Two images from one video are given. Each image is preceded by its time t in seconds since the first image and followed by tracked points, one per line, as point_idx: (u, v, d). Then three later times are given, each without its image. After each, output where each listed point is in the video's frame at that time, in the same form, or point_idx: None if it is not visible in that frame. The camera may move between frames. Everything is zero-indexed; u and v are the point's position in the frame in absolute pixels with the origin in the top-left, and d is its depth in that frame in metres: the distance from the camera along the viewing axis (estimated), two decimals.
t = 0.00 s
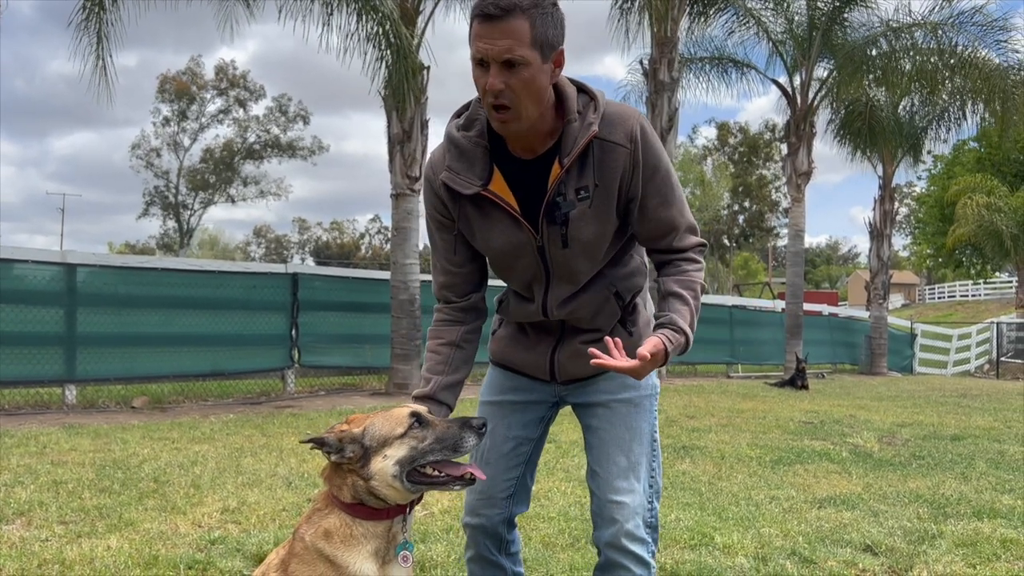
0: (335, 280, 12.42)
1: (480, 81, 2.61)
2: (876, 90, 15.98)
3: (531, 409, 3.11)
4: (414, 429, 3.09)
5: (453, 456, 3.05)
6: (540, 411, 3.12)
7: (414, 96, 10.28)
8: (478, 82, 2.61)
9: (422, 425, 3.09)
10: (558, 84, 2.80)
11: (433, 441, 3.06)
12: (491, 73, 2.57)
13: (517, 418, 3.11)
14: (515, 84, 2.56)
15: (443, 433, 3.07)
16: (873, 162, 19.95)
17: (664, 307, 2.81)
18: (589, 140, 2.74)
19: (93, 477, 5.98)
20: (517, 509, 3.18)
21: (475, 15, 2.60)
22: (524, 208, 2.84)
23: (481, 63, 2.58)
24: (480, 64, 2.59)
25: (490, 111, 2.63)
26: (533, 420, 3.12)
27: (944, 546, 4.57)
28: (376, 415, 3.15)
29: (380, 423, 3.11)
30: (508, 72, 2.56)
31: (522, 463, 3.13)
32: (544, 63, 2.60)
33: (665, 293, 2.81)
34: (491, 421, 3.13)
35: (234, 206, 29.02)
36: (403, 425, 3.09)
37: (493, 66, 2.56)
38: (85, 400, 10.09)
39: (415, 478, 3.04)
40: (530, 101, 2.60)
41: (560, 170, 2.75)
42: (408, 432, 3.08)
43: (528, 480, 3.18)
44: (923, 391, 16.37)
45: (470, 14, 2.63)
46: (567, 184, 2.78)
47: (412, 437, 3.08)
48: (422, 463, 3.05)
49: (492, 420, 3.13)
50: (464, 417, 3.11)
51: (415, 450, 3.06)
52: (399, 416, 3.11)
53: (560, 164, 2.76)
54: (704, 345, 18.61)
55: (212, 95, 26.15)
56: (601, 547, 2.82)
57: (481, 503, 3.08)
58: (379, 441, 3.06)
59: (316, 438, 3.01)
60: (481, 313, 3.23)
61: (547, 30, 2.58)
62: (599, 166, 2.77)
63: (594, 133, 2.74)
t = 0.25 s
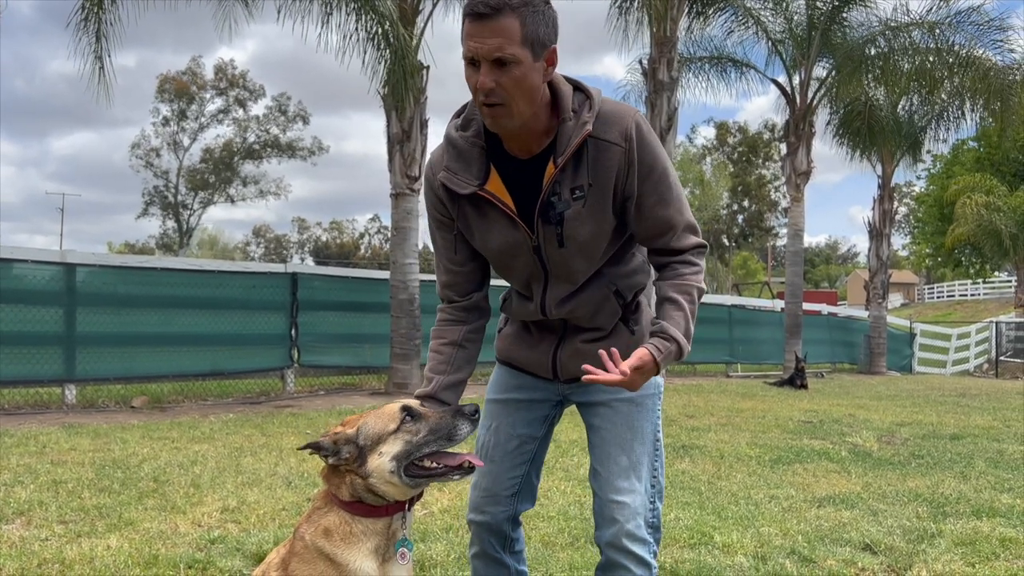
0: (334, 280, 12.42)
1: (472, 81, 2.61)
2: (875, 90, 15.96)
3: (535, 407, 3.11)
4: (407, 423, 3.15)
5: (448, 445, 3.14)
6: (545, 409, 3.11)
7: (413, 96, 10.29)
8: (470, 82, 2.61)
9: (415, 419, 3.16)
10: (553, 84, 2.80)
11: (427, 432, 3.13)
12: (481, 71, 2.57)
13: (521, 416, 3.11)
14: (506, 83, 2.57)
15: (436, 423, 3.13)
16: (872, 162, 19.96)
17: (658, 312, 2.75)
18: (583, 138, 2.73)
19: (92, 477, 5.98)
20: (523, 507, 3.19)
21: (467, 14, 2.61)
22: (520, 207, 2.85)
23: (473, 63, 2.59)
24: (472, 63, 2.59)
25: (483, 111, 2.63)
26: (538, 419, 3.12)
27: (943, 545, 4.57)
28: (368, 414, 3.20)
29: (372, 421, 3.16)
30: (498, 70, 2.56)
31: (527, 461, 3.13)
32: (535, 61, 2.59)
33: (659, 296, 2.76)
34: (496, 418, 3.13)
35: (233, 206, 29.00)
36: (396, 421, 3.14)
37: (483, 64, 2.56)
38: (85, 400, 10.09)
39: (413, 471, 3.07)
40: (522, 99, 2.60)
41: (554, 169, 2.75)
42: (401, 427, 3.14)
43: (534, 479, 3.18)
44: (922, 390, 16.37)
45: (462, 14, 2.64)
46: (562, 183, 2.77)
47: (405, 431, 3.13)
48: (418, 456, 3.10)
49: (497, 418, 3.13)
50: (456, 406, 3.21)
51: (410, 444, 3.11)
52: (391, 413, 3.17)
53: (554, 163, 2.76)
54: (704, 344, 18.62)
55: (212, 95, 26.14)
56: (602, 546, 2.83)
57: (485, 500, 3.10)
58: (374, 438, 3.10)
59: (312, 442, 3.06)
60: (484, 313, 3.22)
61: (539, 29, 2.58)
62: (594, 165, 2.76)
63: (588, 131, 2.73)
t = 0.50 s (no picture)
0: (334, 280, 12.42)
1: (475, 76, 2.60)
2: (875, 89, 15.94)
3: (535, 405, 3.11)
4: (398, 419, 3.17)
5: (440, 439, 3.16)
6: (545, 407, 3.12)
7: (413, 96, 10.29)
8: (473, 77, 2.61)
9: (406, 415, 3.18)
10: (550, 81, 2.79)
11: (419, 427, 3.15)
12: (488, 67, 2.57)
13: (522, 415, 3.12)
14: (512, 78, 2.57)
15: (427, 418, 3.16)
16: (871, 161, 19.98)
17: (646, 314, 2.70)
18: (577, 138, 2.72)
19: (93, 476, 5.98)
20: (524, 505, 3.19)
21: (468, 11, 2.61)
22: (517, 207, 2.85)
23: (474, 58, 2.59)
24: (473, 58, 2.59)
25: (485, 107, 2.63)
26: (538, 417, 3.12)
27: (942, 543, 4.58)
28: (360, 413, 3.23)
29: (365, 419, 3.19)
30: (503, 65, 2.56)
31: (528, 459, 3.14)
32: (537, 56, 2.60)
33: (647, 299, 2.70)
34: (496, 417, 3.15)
35: (233, 206, 28.99)
36: (387, 417, 3.17)
37: (489, 59, 2.56)
38: (85, 400, 10.10)
39: (407, 466, 3.09)
40: (526, 93, 2.60)
41: (550, 169, 2.74)
42: (393, 423, 3.16)
43: (535, 477, 3.18)
44: (922, 389, 16.38)
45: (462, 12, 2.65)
46: (557, 183, 2.77)
47: (397, 427, 3.16)
48: (411, 451, 3.12)
49: (497, 417, 3.15)
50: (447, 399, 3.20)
51: (402, 439, 3.13)
52: (382, 410, 3.19)
53: (550, 163, 2.76)
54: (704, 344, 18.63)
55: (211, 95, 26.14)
56: (600, 545, 2.84)
57: (486, 499, 3.11)
58: (367, 435, 3.12)
59: (307, 441, 3.07)
60: (484, 310, 3.21)
61: (540, 23, 2.59)
62: (590, 165, 2.75)
63: (583, 130, 2.71)
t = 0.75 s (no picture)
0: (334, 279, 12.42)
1: (511, 64, 2.57)
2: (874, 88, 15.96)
3: (533, 407, 3.12)
4: (397, 419, 3.18)
5: (439, 438, 3.17)
6: (543, 409, 3.13)
7: (413, 96, 10.29)
8: (508, 65, 2.58)
9: (405, 415, 3.19)
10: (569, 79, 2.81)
11: (418, 427, 3.17)
12: (528, 53, 2.55)
13: (520, 416, 3.13)
14: (549, 65, 2.56)
15: (426, 417, 3.17)
16: (871, 161, 19.98)
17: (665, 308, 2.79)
18: (599, 136, 2.74)
19: (93, 477, 5.99)
20: (521, 506, 3.20)
21: None
22: (530, 204, 2.85)
23: (512, 46, 2.56)
24: (511, 46, 2.56)
25: (518, 98, 2.60)
26: (536, 419, 3.14)
27: (942, 542, 4.59)
28: (360, 413, 3.23)
29: (364, 419, 3.19)
30: (542, 53, 2.56)
31: (525, 461, 3.15)
32: (569, 49, 2.63)
33: (665, 293, 2.80)
34: (493, 419, 3.15)
35: (233, 206, 28.98)
36: (386, 417, 3.18)
37: (529, 46, 2.54)
38: (85, 400, 10.10)
39: (406, 466, 3.10)
40: (559, 84, 2.61)
41: (569, 166, 2.75)
42: (392, 423, 3.17)
43: (532, 478, 3.19)
44: (923, 389, 16.37)
45: None
46: (575, 181, 2.77)
47: (396, 427, 3.17)
48: (410, 450, 3.13)
49: (494, 418, 3.15)
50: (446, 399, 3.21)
51: (401, 439, 3.14)
52: (381, 410, 3.20)
53: (569, 160, 2.76)
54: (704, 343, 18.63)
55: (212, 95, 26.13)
56: (602, 545, 2.83)
57: (483, 501, 3.11)
58: (366, 435, 3.13)
59: (307, 440, 3.09)
60: (484, 308, 3.18)
61: (571, 19, 2.64)
62: (608, 165, 2.77)
63: (604, 129, 2.74)
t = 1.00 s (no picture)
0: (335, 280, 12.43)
1: (541, 78, 2.56)
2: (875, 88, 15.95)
3: (528, 408, 3.12)
4: (399, 423, 3.19)
5: (440, 444, 3.18)
6: (538, 409, 3.13)
7: (413, 96, 10.30)
8: (538, 77, 2.56)
9: (407, 418, 3.20)
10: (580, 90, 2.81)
11: (419, 431, 3.18)
12: (561, 67, 2.55)
13: (515, 417, 3.12)
14: (580, 81, 2.59)
15: (428, 422, 3.18)
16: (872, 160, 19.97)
17: (662, 322, 2.86)
18: (606, 151, 2.75)
19: (94, 477, 5.99)
20: (515, 507, 3.20)
21: (535, 7, 2.56)
22: (531, 213, 2.84)
23: (544, 59, 2.54)
24: (543, 59, 2.55)
25: (544, 110, 2.60)
26: (531, 420, 3.13)
27: (941, 542, 4.60)
28: (362, 414, 3.24)
29: (366, 421, 3.21)
30: (572, 68, 2.57)
31: (520, 462, 3.15)
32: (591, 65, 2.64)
33: (663, 308, 2.87)
34: (488, 420, 3.14)
35: (234, 206, 28.99)
36: (389, 420, 3.19)
37: (563, 59, 2.54)
38: (86, 400, 10.11)
39: (406, 469, 3.11)
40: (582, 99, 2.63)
41: (573, 179, 2.75)
42: (394, 426, 3.18)
43: (526, 479, 3.19)
44: (924, 388, 16.35)
45: (525, 8, 2.58)
46: (578, 193, 2.78)
47: (398, 431, 3.18)
48: (411, 455, 3.14)
49: (489, 420, 3.15)
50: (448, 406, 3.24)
51: (402, 443, 3.16)
52: (384, 412, 3.21)
53: (574, 173, 2.76)
54: (704, 343, 18.63)
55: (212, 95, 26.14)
56: (599, 546, 2.83)
57: (478, 503, 3.11)
58: (368, 437, 3.14)
59: (309, 439, 3.09)
60: (480, 308, 3.20)
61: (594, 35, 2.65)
62: (612, 179, 2.79)
63: (612, 145, 2.75)
